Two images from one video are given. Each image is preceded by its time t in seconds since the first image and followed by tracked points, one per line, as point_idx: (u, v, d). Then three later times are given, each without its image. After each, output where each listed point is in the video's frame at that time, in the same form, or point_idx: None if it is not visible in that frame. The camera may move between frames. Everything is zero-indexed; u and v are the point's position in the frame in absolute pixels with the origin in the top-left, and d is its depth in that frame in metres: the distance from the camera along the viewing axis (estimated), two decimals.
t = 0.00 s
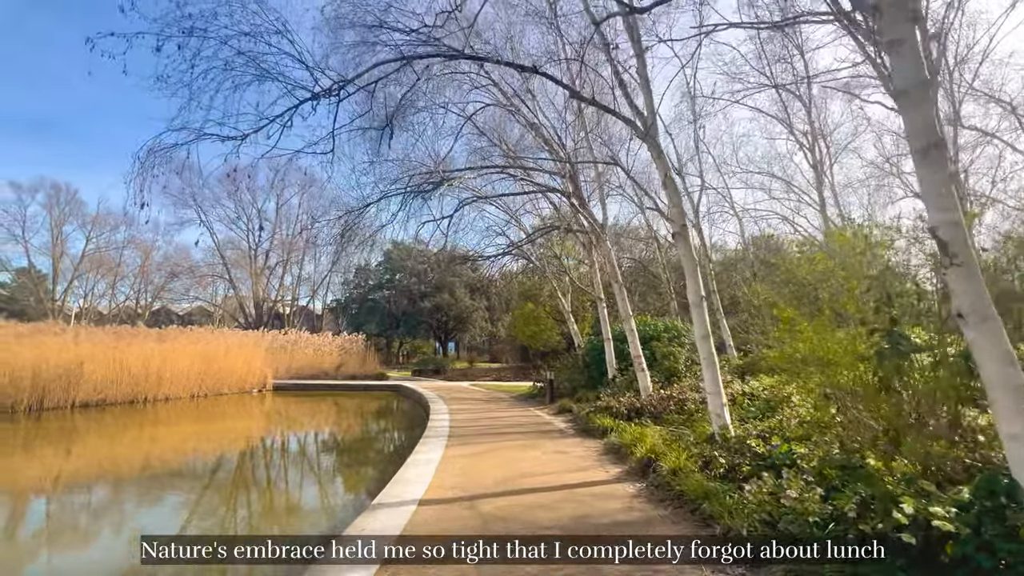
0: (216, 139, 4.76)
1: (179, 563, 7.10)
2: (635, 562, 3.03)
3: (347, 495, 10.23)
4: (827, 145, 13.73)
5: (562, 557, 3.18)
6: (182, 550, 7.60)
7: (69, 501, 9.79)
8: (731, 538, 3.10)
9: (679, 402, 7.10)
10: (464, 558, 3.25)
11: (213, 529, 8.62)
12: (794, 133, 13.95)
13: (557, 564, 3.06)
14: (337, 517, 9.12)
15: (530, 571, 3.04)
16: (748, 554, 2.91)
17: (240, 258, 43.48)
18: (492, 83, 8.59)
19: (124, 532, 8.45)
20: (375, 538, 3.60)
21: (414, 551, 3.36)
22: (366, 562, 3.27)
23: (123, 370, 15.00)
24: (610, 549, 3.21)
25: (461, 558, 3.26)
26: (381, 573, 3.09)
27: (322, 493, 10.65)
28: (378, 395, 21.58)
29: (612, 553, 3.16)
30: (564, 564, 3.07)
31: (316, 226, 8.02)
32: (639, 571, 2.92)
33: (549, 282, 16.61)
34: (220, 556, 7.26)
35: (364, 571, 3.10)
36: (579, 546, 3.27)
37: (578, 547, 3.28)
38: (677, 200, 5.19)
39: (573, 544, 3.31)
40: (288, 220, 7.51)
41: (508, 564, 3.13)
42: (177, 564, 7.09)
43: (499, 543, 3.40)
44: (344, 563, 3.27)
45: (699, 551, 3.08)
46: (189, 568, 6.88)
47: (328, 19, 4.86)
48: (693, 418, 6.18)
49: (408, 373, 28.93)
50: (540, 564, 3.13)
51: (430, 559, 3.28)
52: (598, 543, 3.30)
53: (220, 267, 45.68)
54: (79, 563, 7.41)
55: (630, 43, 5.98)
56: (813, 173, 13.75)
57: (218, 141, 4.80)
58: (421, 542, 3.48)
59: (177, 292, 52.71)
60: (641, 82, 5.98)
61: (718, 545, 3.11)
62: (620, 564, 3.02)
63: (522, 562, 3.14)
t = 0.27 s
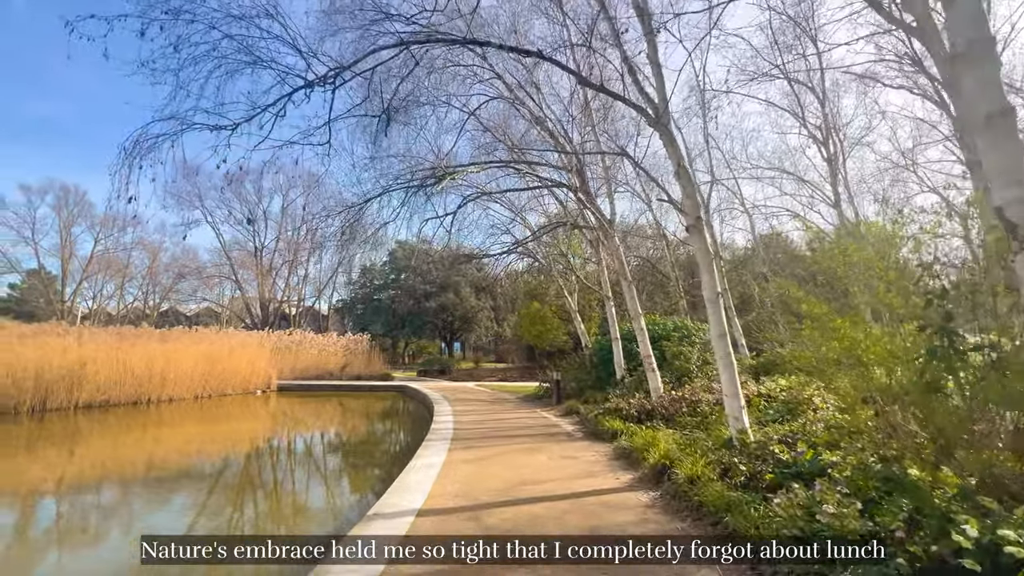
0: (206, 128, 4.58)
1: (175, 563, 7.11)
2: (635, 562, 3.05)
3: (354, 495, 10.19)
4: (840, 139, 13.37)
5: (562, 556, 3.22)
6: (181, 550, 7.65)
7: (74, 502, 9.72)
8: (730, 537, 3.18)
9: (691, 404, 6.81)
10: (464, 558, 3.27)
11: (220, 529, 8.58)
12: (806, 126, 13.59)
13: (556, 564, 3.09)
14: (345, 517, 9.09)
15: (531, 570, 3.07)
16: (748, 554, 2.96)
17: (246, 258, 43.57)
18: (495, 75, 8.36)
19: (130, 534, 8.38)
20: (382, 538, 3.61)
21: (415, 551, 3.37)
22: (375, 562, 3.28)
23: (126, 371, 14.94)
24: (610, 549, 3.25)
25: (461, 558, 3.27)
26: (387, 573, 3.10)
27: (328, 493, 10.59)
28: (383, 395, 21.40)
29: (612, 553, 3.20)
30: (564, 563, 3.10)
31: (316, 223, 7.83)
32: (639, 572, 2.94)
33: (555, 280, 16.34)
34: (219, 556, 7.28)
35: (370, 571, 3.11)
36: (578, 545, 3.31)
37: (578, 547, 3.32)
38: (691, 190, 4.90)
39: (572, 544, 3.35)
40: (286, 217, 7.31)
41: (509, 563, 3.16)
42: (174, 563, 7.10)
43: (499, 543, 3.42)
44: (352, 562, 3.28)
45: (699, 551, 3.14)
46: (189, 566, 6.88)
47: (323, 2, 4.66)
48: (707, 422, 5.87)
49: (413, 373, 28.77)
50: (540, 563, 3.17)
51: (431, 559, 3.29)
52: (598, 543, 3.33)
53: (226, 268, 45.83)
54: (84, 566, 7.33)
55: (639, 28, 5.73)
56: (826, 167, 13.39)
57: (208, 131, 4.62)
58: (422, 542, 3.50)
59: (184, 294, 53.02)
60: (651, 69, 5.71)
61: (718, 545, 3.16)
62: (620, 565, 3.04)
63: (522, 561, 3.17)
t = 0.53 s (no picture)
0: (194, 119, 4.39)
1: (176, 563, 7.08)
2: (633, 562, 3.13)
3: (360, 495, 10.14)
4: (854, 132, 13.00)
5: (563, 557, 3.30)
6: (180, 550, 7.61)
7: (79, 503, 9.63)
8: (731, 539, 3.27)
9: (703, 407, 6.55)
10: (465, 559, 3.37)
11: (227, 530, 8.52)
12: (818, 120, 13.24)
13: (555, 565, 3.19)
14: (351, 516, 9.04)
15: (531, 570, 3.17)
16: (749, 554, 3.07)
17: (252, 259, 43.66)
18: (499, 65, 8.12)
19: (136, 535, 8.30)
20: (391, 539, 3.73)
21: (414, 551, 3.49)
22: (381, 562, 3.40)
23: (130, 371, 14.87)
24: (609, 549, 3.32)
25: (461, 558, 3.39)
26: (393, 573, 3.22)
27: (334, 493, 10.51)
28: (387, 396, 21.23)
29: (612, 553, 3.27)
30: (562, 564, 3.18)
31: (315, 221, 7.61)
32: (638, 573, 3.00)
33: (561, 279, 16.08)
34: (219, 556, 7.24)
35: (377, 571, 3.24)
36: (578, 546, 3.38)
37: (577, 547, 3.39)
38: (706, 181, 4.62)
39: (572, 544, 3.43)
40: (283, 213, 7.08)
41: (509, 564, 3.25)
42: (173, 563, 7.07)
43: (499, 544, 3.54)
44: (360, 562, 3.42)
45: (699, 550, 3.22)
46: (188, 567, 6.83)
47: None
48: (722, 426, 5.61)
49: (418, 373, 28.60)
50: (540, 564, 3.26)
51: (431, 559, 3.41)
52: (597, 543, 3.41)
53: (232, 268, 45.96)
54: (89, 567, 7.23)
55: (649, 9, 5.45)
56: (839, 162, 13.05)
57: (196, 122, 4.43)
58: (421, 543, 3.61)
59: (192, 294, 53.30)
60: (663, 54, 5.43)
61: (718, 545, 3.26)
62: (620, 565, 3.11)
63: (522, 562, 3.27)
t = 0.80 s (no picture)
0: (179, 99, 4.11)
1: (175, 564, 6.93)
2: (634, 562, 3.03)
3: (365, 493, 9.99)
4: (872, 123, 12.57)
5: (563, 557, 3.20)
6: (180, 550, 7.42)
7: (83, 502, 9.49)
8: (728, 538, 3.22)
9: (720, 407, 6.22)
10: (465, 558, 3.27)
11: (234, 529, 8.35)
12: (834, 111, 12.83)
13: (556, 563, 3.10)
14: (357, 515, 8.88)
15: (531, 570, 3.08)
16: (748, 554, 3.02)
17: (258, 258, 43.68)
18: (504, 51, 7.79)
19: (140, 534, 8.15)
20: (399, 539, 3.62)
21: (414, 551, 3.40)
22: (387, 562, 3.28)
23: (133, 369, 14.75)
24: (610, 549, 3.23)
25: (462, 558, 3.28)
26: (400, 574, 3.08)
27: (339, 493, 10.33)
28: (393, 395, 21.03)
29: (612, 553, 3.18)
30: (564, 564, 3.08)
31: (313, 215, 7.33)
32: (637, 572, 2.93)
33: (569, 276, 15.76)
34: (219, 556, 7.07)
35: (384, 571, 3.11)
36: (579, 546, 3.28)
37: (578, 547, 3.29)
38: (727, 164, 4.29)
39: (572, 544, 3.32)
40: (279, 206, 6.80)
41: (509, 564, 3.16)
42: (172, 564, 6.91)
43: (499, 543, 3.44)
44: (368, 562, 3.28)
45: (699, 551, 3.14)
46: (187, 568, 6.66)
47: None
48: (743, 428, 5.27)
49: (424, 372, 28.40)
50: (540, 563, 3.16)
51: (431, 559, 3.31)
52: (597, 543, 3.32)
53: (239, 267, 46.05)
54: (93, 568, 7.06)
55: None
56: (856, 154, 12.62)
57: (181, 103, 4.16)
58: (420, 542, 3.52)
59: (199, 293, 53.55)
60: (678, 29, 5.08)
61: (718, 545, 3.18)
62: (620, 565, 3.03)
63: (522, 562, 3.18)
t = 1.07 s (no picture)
0: (161, 84, 3.84)
1: (174, 564, 6.84)
2: (634, 562, 3.03)
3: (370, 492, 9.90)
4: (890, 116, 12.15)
5: (563, 557, 3.24)
6: (180, 550, 7.34)
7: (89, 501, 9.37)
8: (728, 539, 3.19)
9: (736, 410, 5.94)
10: (465, 558, 3.33)
11: (241, 528, 8.24)
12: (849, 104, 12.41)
13: (556, 564, 3.12)
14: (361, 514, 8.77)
15: (531, 570, 3.10)
16: (748, 554, 3.00)
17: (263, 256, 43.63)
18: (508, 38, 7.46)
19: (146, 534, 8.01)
20: (407, 539, 3.66)
21: (415, 552, 3.46)
22: (395, 563, 3.33)
23: (134, 369, 14.61)
24: (610, 549, 3.24)
25: (462, 558, 3.33)
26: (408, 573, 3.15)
27: (344, 492, 10.16)
28: (397, 394, 20.83)
29: (612, 553, 3.19)
30: (563, 565, 3.10)
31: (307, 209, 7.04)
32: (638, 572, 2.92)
33: (575, 273, 15.46)
34: (219, 556, 6.98)
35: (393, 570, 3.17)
36: (578, 546, 3.33)
37: (578, 547, 3.33)
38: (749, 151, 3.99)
39: (572, 544, 3.37)
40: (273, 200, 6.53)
41: (509, 563, 3.21)
42: (172, 564, 6.81)
43: (499, 544, 3.49)
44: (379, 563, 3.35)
45: (699, 551, 3.12)
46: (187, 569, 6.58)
47: None
48: (764, 432, 4.97)
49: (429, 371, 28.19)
50: (540, 563, 3.19)
51: (431, 560, 3.37)
52: (597, 542, 3.34)
53: (244, 266, 46.05)
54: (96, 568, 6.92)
55: None
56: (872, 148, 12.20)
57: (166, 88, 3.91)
58: (421, 542, 3.59)
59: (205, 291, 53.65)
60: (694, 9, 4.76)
61: (718, 545, 3.16)
62: (619, 565, 3.03)
63: (522, 561, 3.22)
